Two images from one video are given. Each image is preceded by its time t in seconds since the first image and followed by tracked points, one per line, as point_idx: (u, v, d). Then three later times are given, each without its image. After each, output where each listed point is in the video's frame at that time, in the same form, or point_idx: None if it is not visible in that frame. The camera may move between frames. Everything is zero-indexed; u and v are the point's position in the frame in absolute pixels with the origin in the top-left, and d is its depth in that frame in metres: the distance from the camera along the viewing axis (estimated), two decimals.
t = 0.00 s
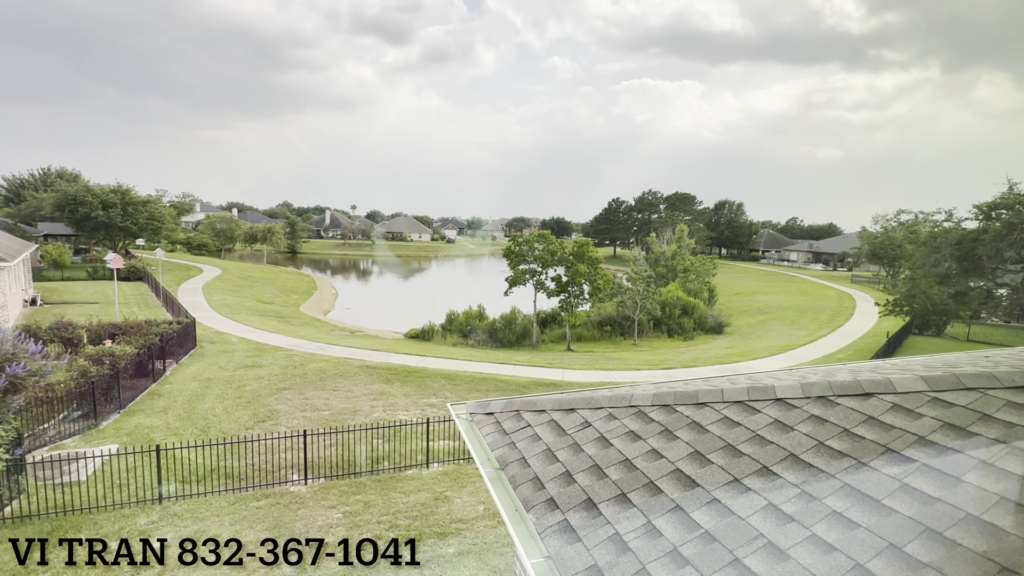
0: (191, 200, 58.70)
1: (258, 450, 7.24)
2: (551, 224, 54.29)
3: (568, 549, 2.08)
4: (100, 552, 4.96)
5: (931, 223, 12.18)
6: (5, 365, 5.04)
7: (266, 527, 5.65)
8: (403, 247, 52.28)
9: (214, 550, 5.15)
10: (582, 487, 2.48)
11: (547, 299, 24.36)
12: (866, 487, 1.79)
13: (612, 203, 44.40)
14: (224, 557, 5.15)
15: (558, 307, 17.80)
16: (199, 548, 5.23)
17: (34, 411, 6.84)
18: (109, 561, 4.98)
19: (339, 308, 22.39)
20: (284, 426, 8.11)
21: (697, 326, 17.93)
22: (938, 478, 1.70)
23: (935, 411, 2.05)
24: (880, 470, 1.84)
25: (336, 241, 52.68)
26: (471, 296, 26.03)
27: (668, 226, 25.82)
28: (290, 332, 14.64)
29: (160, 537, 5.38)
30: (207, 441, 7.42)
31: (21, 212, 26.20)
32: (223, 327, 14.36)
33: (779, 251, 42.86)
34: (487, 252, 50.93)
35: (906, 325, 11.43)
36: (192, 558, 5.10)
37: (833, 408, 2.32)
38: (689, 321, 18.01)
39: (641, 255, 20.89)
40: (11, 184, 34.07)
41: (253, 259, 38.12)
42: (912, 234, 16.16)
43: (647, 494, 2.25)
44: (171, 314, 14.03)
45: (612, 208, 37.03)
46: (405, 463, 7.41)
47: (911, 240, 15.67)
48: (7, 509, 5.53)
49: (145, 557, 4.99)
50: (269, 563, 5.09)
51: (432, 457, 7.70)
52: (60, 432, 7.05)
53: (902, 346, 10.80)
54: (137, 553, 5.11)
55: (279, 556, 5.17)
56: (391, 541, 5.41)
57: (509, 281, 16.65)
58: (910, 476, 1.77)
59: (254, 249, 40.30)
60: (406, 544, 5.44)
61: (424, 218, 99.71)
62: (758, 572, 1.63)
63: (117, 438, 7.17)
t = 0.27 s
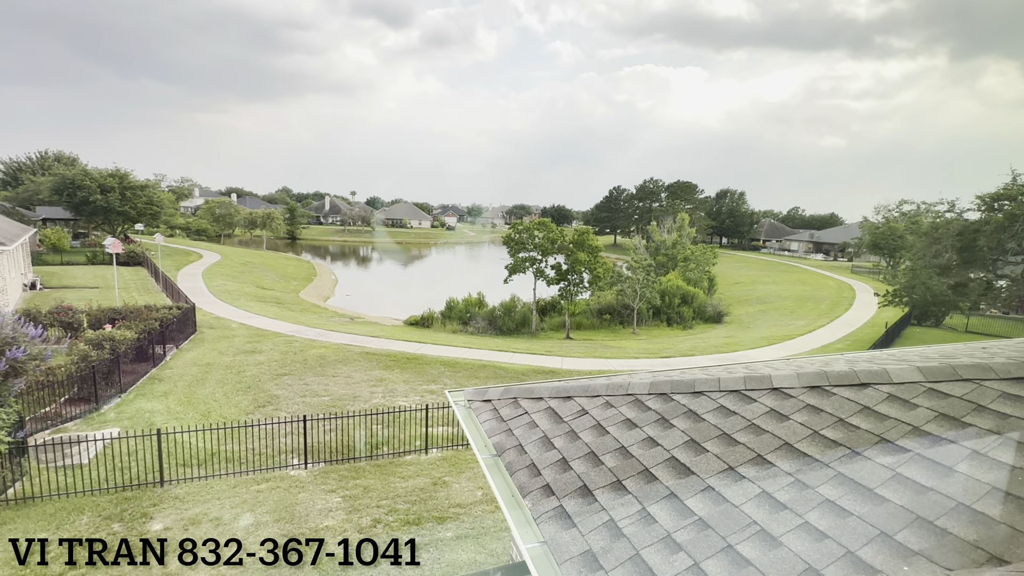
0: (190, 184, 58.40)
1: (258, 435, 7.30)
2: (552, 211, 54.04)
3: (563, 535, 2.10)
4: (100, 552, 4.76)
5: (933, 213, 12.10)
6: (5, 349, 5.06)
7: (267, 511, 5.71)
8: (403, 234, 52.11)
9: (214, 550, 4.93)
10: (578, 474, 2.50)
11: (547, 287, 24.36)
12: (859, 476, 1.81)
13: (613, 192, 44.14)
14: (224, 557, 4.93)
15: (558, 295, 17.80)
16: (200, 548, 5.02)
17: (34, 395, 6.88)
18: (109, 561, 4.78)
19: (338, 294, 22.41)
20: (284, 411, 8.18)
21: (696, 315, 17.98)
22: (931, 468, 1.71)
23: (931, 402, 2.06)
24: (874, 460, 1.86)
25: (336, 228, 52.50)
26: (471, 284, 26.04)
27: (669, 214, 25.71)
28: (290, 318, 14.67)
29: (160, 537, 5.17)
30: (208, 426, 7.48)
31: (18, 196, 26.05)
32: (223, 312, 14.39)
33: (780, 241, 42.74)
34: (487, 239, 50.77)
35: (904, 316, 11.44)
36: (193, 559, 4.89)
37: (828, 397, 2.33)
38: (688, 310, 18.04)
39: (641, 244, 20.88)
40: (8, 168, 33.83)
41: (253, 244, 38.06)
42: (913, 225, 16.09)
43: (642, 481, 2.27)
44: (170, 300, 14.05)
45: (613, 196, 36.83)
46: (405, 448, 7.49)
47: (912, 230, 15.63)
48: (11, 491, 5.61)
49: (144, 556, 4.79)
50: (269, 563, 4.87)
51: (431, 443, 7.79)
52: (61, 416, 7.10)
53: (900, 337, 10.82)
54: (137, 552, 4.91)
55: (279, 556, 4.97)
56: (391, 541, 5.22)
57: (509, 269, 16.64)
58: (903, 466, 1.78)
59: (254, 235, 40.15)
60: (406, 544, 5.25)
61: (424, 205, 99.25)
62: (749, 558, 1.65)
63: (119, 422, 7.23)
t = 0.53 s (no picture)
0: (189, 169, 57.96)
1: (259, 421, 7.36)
2: (553, 200, 53.74)
3: (560, 522, 2.13)
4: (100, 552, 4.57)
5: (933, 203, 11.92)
6: (5, 333, 5.08)
7: (266, 496, 5.76)
8: (404, 222, 51.96)
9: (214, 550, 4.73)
10: (575, 461, 2.52)
11: (547, 276, 24.35)
12: (855, 465, 1.82)
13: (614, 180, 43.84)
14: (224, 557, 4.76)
15: (558, 284, 17.80)
16: (200, 548, 4.83)
17: (36, 379, 6.92)
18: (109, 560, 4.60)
19: (338, 281, 22.42)
20: (284, 397, 8.24)
21: (696, 305, 17.97)
22: (928, 458, 1.72)
23: (930, 392, 2.06)
24: (871, 449, 1.87)
25: (335, 215, 52.32)
26: (472, 272, 26.03)
27: (670, 204, 25.59)
28: (290, 305, 14.70)
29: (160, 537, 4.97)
30: (209, 411, 7.53)
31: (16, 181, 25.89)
32: (223, 299, 14.42)
33: (781, 231, 42.55)
34: (487, 228, 50.61)
35: (904, 308, 11.42)
36: (193, 560, 4.67)
37: (827, 387, 2.34)
38: (688, 300, 18.06)
39: (642, 233, 20.80)
40: (6, 151, 33.62)
41: (253, 231, 37.96)
42: (916, 216, 15.99)
43: (639, 469, 2.29)
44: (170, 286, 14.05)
45: (615, 184, 36.60)
46: (404, 434, 7.56)
47: (914, 221, 15.55)
48: (14, 474, 5.67)
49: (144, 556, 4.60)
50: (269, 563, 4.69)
51: (431, 429, 7.86)
52: (63, 400, 7.14)
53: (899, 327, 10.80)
54: (138, 552, 4.74)
55: (280, 556, 4.79)
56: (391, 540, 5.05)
57: (509, 257, 16.62)
58: (900, 455, 1.79)
59: (254, 221, 40.02)
60: (406, 544, 5.06)
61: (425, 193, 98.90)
62: (744, 546, 1.67)
63: (120, 407, 7.29)
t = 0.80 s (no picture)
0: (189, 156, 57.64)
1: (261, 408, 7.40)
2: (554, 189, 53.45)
3: (560, 508, 2.15)
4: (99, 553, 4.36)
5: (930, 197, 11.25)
6: (6, 320, 5.07)
7: (267, 483, 5.81)
8: (404, 210, 51.77)
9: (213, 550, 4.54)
10: (576, 449, 2.54)
11: (548, 266, 24.32)
12: (855, 454, 1.83)
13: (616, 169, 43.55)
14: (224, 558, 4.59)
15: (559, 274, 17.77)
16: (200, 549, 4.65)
17: (39, 366, 6.94)
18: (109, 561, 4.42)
19: (339, 270, 22.42)
20: (285, 385, 8.28)
21: (697, 295, 17.93)
22: (929, 447, 1.72)
23: (931, 382, 2.06)
24: (871, 438, 1.87)
25: (336, 204, 52.14)
26: (473, 261, 26.00)
27: (672, 193, 25.43)
28: (291, 293, 14.73)
29: (159, 537, 4.79)
30: (210, 399, 7.57)
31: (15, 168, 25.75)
32: (224, 287, 14.43)
33: (783, 221, 42.35)
34: (488, 217, 50.43)
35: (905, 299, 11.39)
36: (193, 560, 4.47)
37: (828, 376, 2.35)
38: (689, 290, 18.02)
39: (643, 223, 20.70)
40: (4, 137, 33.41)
41: (253, 219, 37.84)
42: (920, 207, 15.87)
43: (639, 457, 2.30)
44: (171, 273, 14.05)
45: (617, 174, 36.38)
46: (405, 422, 7.62)
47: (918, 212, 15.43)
48: (18, 460, 5.70)
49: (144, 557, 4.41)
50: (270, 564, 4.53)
51: (432, 417, 7.92)
52: (65, 387, 7.18)
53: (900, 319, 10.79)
54: (138, 553, 4.56)
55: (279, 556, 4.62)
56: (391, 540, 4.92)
57: (509, 247, 16.58)
58: (900, 444, 1.79)
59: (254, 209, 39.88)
60: (406, 544, 4.90)
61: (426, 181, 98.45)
62: (744, 533, 1.68)
63: (122, 394, 7.33)
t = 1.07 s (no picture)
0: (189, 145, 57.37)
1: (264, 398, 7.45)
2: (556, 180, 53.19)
3: (561, 496, 2.16)
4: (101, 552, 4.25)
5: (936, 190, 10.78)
6: (10, 309, 5.06)
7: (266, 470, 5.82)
8: (406, 201, 51.61)
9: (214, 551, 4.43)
10: (577, 438, 2.55)
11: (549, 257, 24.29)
12: (856, 444, 1.83)
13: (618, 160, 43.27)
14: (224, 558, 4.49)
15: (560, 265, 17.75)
16: (201, 549, 4.54)
17: (42, 355, 6.97)
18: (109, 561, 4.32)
19: (340, 260, 22.42)
20: (287, 374, 8.32)
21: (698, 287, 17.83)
22: (929, 437, 1.71)
23: (933, 372, 2.06)
24: (871, 428, 1.88)
25: (337, 194, 52.02)
26: (474, 252, 25.97)
27: (675, 184, 25.28)
28: (292, 283, 14.75)
29: (160, 536, 4.66)
30: (213, 388, 7.62)
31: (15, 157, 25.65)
32: (225, 276, 14.45)
33: (786, 213, 42.14)
34: (490, 207, 50.27)
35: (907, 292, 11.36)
36: (194, 561, 4.35)
37: (830, 367, 2.36)
38: (690, 282, 17.97)
39: (645, 215, 20.60)
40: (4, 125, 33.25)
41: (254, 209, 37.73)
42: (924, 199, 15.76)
43: (640, 446, 2.31)
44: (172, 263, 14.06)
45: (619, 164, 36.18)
46: (407, 412, 7.67)
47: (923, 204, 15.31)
48: (23, 447, 5.74)
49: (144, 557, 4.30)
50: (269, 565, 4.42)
51: (433, 407, 7.97)
52: (69, 375, 7.21)
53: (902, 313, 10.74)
54: (138, 552, 4.47)
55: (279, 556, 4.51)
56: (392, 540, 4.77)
57: (511, 238, 16.56)
58: (900, 434, 1.79)
59: (255, 199, 39.78)
60: (406, 544, 4.73)
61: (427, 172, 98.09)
62: (744, 521, 1.70)
63: (125, 383, 7.38)
